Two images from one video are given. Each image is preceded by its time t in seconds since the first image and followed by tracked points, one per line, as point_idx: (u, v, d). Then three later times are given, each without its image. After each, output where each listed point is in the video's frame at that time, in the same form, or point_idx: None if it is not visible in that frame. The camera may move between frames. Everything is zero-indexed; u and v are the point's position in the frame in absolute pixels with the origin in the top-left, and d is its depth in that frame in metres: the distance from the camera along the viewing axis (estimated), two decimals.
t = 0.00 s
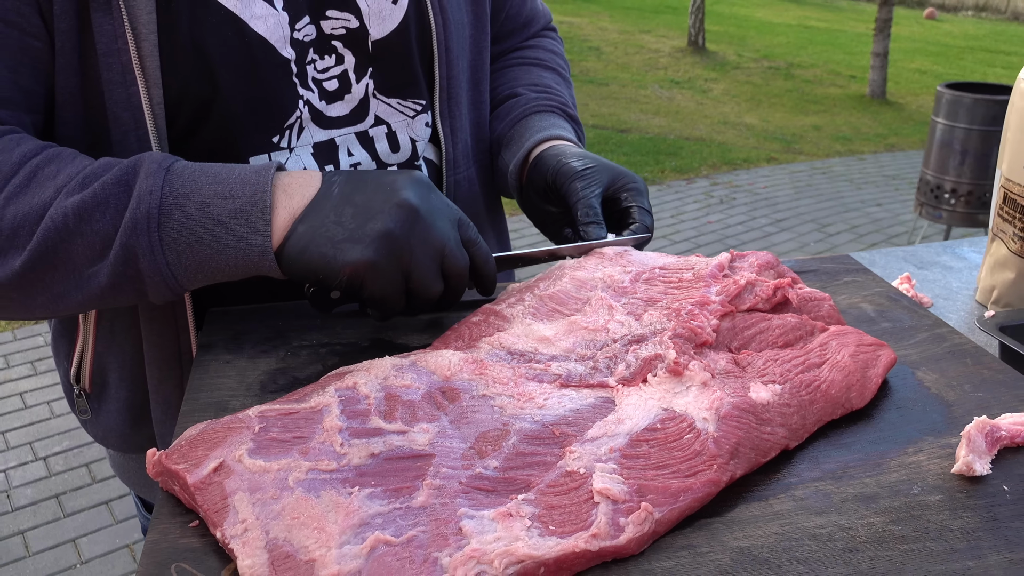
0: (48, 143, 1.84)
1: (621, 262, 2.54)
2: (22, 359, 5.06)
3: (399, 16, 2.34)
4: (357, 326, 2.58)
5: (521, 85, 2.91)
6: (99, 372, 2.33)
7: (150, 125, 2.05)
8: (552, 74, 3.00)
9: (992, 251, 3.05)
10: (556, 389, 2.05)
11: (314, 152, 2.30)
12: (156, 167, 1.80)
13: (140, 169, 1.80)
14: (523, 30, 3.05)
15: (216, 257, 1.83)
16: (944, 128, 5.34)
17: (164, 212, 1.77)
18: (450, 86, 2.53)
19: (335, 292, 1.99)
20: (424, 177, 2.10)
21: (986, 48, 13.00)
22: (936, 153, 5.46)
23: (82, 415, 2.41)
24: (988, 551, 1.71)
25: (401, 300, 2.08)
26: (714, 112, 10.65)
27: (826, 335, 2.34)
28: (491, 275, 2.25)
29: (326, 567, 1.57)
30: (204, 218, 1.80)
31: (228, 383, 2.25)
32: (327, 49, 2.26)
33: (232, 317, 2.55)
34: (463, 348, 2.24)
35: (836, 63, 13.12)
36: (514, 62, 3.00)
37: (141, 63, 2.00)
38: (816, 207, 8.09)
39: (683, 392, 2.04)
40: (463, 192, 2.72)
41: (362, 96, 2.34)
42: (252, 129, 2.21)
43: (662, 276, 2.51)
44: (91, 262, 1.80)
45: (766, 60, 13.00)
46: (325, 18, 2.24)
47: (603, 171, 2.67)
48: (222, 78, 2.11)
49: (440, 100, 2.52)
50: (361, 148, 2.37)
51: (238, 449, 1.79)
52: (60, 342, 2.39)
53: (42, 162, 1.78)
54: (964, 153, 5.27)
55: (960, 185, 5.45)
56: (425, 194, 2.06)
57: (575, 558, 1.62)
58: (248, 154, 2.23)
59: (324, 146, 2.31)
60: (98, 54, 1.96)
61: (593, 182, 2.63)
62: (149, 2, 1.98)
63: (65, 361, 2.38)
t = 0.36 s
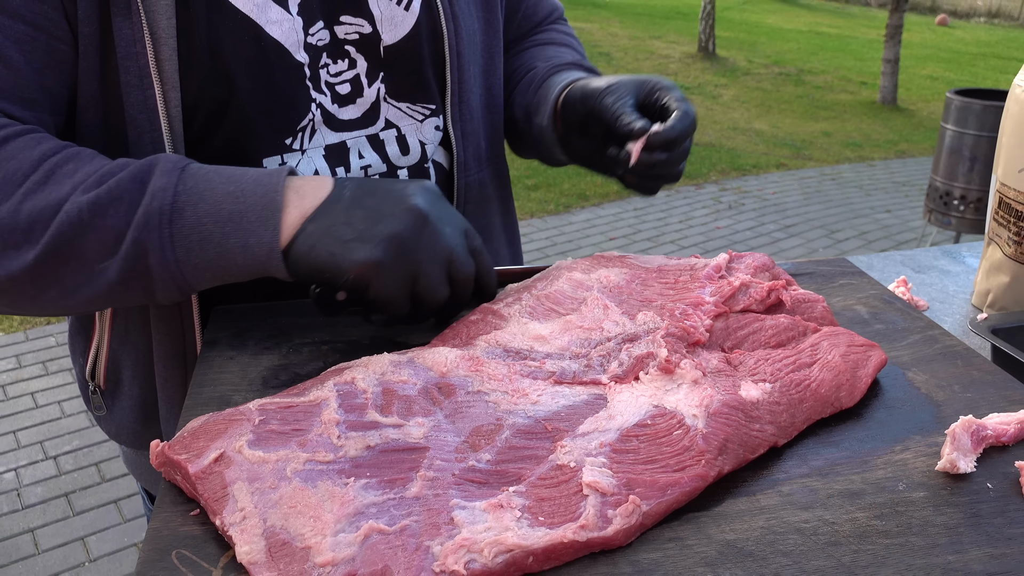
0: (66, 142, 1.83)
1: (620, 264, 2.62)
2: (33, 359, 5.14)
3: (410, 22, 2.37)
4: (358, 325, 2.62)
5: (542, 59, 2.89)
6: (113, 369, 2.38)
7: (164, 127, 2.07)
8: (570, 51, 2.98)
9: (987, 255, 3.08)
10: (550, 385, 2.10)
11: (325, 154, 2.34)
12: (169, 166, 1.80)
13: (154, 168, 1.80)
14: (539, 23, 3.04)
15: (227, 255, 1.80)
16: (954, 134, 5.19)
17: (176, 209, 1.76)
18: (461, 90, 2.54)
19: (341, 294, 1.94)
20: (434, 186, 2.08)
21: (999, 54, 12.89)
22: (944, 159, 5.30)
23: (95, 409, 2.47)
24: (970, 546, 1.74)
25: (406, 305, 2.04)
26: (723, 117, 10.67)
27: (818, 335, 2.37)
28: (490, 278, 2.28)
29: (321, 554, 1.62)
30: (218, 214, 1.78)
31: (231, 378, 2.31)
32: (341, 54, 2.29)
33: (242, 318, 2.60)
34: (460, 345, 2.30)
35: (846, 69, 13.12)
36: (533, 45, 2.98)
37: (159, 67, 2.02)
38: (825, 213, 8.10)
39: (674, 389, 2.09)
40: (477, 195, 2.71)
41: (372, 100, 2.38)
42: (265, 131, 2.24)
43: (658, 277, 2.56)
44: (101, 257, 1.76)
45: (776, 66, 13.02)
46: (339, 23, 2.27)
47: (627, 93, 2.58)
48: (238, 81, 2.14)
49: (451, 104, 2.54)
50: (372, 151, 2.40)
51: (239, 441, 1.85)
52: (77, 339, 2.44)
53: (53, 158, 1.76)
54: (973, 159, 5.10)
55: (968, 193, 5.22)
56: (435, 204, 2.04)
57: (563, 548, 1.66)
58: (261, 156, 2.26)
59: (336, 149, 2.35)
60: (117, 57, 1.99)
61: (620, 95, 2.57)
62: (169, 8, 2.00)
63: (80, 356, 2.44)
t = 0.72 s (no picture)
0: None
1: (617, 264, 2.66)
2: (48, 362, 5.23)
3: (418, 19, 2.44)
4: (361, 323, 2.67)
5: (709, 54, 2.45)
6: (136, 338, 2.57)
7: (161, 114, 2.23)
8: (731, 25, 2.48)
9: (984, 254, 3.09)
10: (546, 380, 2.16)
11: (325, 147, 2.41)
12: (43, 159, 1.96)
13: (44, 162, 1.96)
14: None
15: (77, 250, 1.98)
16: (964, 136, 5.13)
17: (42, 204, 1.96)
18: (472, 87, 2.59)
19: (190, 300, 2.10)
20: (275, 189, 2.13)
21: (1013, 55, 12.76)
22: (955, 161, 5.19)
23: (127, 377, 2.69)
24: (954, 536, 1.78)
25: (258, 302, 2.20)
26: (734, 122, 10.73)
27: (812, 333, 2.42)
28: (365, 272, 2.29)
29: (322, 542, 1.67)
30: (71, 213, 1.96)
31: (237, 374, 2.37)
32: (349, 50, 2.37)
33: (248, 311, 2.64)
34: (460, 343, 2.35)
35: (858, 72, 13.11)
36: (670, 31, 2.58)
37: (153, 59, 2.20)
38: (835, 216, 8.10)
39: (667, 382, 2.15)
40: (494, 192, 2.72)
41: (380, 97, 2.45)
42: (259, 126, 2.34)
43: (656, 276, 2.61)
44: None
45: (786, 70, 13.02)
46: (348, 19, 2.34)
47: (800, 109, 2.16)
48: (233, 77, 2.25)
49: (462, 101, 2.59)
50: (376, 147, 2.46)
51: (242, 434, 1.92)
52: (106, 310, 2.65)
53: None
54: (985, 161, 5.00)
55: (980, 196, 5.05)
56: (274, 210, 2.11)
57: (556, 536, 1.71)
58: (260, 150, 2.37)
59: (337, 143, 2.42)
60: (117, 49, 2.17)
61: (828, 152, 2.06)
62: (161, 4, 2.17)
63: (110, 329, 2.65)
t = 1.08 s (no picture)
0: (20, 130, 2.16)
1: (620, 260, 2.71)
2: (60, 362, 5.30)
3: (416, 33, 2.46)
4: (368, 317, 2.71)
5: (679, 78, 2.60)
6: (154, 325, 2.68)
7: (161, 130, 2.32)
8: (713, 49, 2.61)
9: (985, 251, 3.13)
10: (550, 371, 2.21)
11: (317, 158, 2.46)
12: (60, 173, 2.11)
13: (61, 175, 2.11)
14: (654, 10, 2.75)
15: (91, 258, 2.16)
16: (973, 139, 5.07)
17: (59, 215, 2.12)
18: (473, 102, 2.61)
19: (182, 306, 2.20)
20: (240, 202, 2.15)
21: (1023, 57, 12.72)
22: (962, 163, 5.19)
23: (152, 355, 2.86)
24: (948, 523, 1.82)
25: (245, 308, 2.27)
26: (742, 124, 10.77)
27: (811, 327, 2.45)
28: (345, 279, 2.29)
29: (330, 524, 1.72)
30: (83, 226, 2.12)
31: (247, 366, 2.42)
32: (348, 62, 2.41)
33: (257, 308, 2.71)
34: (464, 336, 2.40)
35: (867, 74, 13.11)
36: (663, 53, 2.69)
37: (153, 76, 2.27)
38: (843, 218, 8.11)
39: (668, 374, 2.19)
40: (494, 209, 2.76)
41: (375, 110, 2.48)
42: (254, 138, 2.42)
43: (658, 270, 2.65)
44: (16, 245, 2.21)
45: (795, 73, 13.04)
46: (348, 32, 2.39)
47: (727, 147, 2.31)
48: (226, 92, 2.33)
49: (463, 116, 2.61)
50: (369, 160, 2.49)
51: (252, 421, 1.97)
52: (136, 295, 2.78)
53: None
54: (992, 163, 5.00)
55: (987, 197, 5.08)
56: (241, 222, 2.14)
57: (557, 520, 1.75)
58: (252, 158, 2.44)
59: (330, 154, 2.46)
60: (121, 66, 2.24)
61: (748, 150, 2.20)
62: (162, 22, 2.25)
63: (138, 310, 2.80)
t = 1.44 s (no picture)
0: None
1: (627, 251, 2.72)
2: (66, 359, 5.32)
3: (422, 33, 2.52)
4: (376, 309, 2.73)
5: (593, 76, 2.99)
6: (152, 357, 2.61)
7: (167, 149, 2.31)
8: (625, 54, 3.01)
9: (990, 244, 3.13)
10: (556, 361, 2.22)
11: (334, 162, 2.47)
12: (47, 194, 2.02)
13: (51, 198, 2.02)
14: (595, 14, 3.09)
15: (91, 281, 2.07)
16: (977, 136, 5.09)
17: (51, 239, 2.03)
18: (482, 98, 2.69)
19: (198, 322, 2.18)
20: (254, 215, 2.16)
21: None
22: (968, 160, 5.19)
23: (147, 390, 2.76)
24: (953, 509, 1.83)
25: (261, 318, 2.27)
26: (746, 122, 10.77)
27: (816, 317, 2.46)
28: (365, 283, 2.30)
29: (340, 510, 1.74)
30: (81, 248, 2.04)
31: (257, 357, 2.43)
32: (357, 66, 2.42)
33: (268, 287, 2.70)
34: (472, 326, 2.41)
35: (871, 72, 13.09)
36: (586, 52, 3.06)
37: (156, 95, 2.24)
38: (848, 216, 8.11)
39: (674, 364, 2.21)
40: (504, 199, 2.84)
41: (390, 111, 2.50)
42: (266, 150, 2.42)
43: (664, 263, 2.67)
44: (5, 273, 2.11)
45: (800, 71, 13.03)
46: (355, 35, 2.40)
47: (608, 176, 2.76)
48: (233, 102, 2.31)
49: (473, 111, 2.69)
50: (383, 157, 2.52)
51: (262, 409, 1.99)
52: (123, 326, 2.70)
53: None
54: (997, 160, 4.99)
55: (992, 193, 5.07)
56: (257, 235, 2.15)
57: (565, 506, 1.76)
58: (269, 166, 2.45)
59: (346, 156, 2.48)
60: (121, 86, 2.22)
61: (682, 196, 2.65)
62: (162, 41, 2.21)
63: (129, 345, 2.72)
